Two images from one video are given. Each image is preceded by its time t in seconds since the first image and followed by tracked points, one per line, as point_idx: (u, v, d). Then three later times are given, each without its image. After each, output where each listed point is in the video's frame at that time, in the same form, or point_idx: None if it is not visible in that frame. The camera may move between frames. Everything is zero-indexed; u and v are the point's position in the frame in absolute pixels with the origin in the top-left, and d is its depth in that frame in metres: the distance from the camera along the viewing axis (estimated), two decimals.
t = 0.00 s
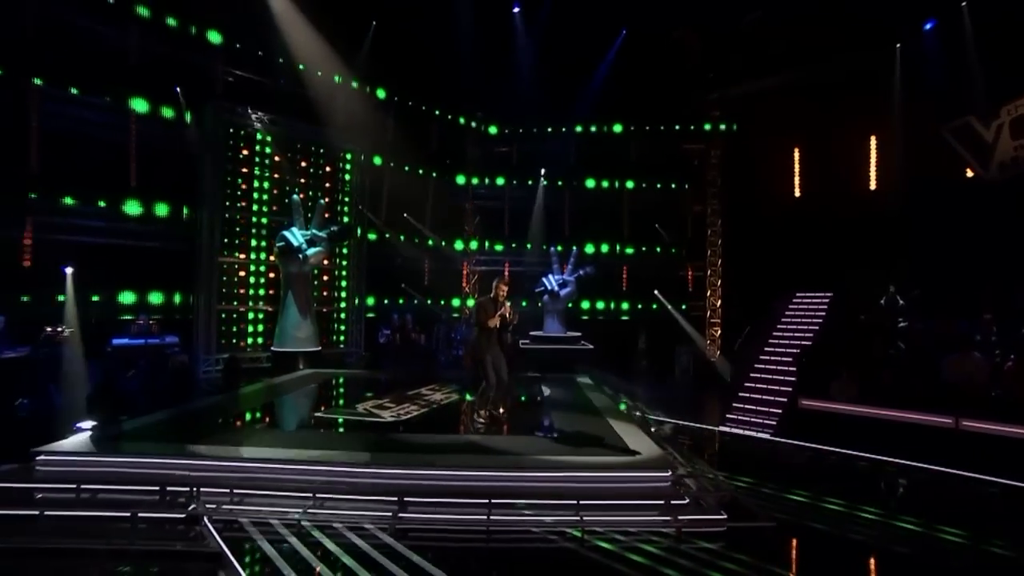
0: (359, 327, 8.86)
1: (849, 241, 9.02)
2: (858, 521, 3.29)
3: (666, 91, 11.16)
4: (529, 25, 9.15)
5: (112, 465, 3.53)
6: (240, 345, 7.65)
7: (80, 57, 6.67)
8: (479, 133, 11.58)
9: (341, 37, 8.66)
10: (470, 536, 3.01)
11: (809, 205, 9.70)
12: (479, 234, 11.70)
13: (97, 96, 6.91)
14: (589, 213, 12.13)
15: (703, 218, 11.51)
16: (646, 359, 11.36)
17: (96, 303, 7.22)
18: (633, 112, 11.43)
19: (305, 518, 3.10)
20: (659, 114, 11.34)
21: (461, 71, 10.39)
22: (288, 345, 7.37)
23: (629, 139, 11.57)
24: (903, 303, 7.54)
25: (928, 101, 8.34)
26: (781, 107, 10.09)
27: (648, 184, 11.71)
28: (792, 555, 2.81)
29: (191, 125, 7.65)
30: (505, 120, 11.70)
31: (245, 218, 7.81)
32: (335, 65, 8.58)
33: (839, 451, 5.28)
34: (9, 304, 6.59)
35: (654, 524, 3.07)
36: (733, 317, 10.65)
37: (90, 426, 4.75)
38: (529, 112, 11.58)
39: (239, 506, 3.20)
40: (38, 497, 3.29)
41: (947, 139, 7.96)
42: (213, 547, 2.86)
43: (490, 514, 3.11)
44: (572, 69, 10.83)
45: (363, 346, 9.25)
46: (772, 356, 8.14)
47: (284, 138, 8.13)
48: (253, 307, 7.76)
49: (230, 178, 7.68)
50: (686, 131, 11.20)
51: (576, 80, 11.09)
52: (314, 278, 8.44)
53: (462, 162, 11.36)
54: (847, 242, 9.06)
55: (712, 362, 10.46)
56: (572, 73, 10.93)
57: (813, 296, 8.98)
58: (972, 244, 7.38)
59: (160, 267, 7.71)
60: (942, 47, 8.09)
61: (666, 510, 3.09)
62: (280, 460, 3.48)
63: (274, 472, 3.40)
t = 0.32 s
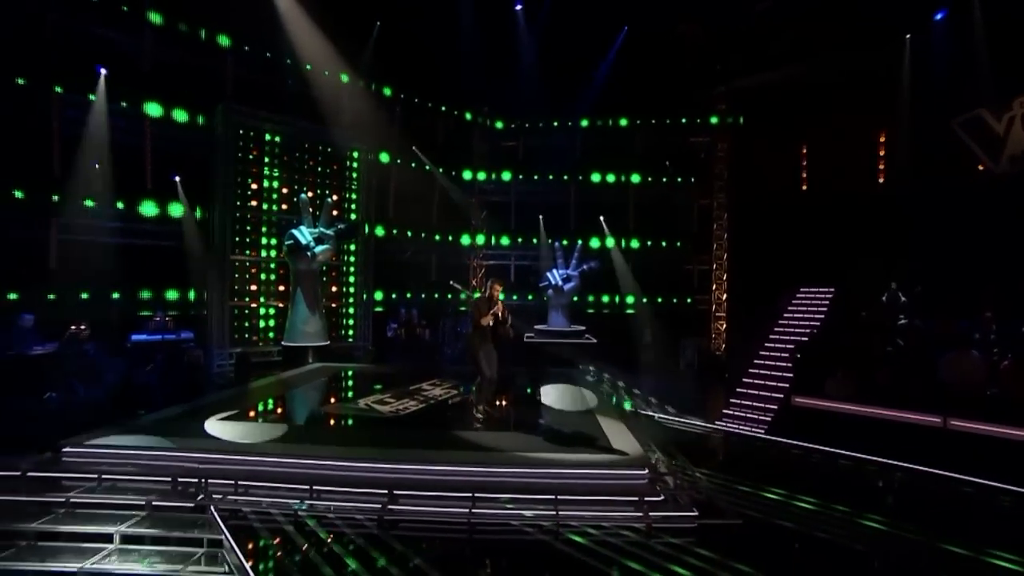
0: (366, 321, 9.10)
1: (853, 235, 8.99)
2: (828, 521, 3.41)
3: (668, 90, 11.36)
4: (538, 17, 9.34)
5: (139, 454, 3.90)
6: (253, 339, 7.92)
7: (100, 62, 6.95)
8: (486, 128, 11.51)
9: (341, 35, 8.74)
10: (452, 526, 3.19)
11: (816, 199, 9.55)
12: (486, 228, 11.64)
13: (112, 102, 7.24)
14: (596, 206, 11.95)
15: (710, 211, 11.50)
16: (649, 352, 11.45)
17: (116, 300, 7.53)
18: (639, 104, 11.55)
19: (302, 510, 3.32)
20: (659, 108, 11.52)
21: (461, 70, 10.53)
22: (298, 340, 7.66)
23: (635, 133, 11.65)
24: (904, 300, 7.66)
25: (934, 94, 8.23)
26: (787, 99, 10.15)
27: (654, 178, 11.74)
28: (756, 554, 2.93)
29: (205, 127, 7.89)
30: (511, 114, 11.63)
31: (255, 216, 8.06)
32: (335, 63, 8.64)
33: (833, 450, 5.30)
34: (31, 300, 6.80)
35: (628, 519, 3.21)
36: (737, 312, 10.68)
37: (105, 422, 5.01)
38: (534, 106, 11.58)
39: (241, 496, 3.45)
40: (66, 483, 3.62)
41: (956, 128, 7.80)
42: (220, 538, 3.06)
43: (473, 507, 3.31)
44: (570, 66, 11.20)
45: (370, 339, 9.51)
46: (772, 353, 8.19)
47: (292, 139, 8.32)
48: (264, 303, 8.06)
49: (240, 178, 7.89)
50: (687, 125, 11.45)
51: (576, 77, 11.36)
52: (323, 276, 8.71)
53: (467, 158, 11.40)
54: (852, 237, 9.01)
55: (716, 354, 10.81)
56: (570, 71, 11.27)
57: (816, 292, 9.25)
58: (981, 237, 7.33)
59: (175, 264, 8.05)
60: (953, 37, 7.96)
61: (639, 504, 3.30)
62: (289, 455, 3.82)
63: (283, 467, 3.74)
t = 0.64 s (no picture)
0: (372, 313, 9.43)
1: (852, 229, 9.01)
2: (792, 515, 3.60)
3: (673, 81, 11.40)
4: (541, 12, 9.44)
5: (158, 443, 4.25)
6: (264, 332, 8.31)
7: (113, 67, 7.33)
8: (490, 122, 11.65)
9: (341, 33, 8.98)
10: (436, 513, 3.46)
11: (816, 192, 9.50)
12: (490, 222, 11.67)
13: (127, 106, 7.52)
14: (598, 200, 12.05)
15: (712, 204, 11.56)
16: (652, 345, 11.61)
17: (135, 297, 7.76)
18: (640, 98, 11.60)
19: (300, 496, 3.62)
20: (668, 101, 11.59)
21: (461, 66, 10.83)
22: (307, 334, 8.01)
23: (638, 127, 11.71)
24: (901, 295, 7.73)
25: (937, 89, 8.18)
26: (788, 90, 9.98)
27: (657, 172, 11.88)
28: (716, 544, 3.16)
29: (213, 129, 8.27)
30: (517, 107, 11.67)
31: (264, 214, 8.36)
32: (340, 62, 9.05)
33: (817, 450, 5.42)
34: (57, 300, 6.93)
35: (598, 509, 3.44)
36: (739, 305, 10.77)
37: (126, 414, 5.37)
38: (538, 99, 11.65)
39: (248, 483, 3.77)
40: (92, 470, 3.96)
41: (959, 121, 7.81)
42: (221, 518, 3.37)
43: (456, 495, 3.58)
44: (569, 66, 11.45)
45: (376, 332, 9.82)
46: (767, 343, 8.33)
47: (298, 139, 8.58)
48: (274, 298, 8.44)
49: (249, 177, 8.20)
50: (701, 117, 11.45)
51: (579, 68, 11.45)
52: (330, 271, 9.00)
53: (470, 153, 11.54)
54: (850, 231, 9.04)
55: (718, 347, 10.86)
56: (570, 71, 11.52)
57: (814, 287, 9.21)
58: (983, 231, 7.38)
59: (190, 261, 8.32)
60: (959, 28, 7.92)
61: (610, 495, 3.50)
62: (293, 447, 4.14)
63: (284, 458, 4.04)
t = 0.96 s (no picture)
0: (373, 305, 9.73)
1: (846, 224, 9.13)
2: (749, 508, 3.82)
3: (671, 76, 11.48)
4: (537, 10, 9.54)
5: (170, 433, 4.61)
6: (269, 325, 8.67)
7: (122, 71, 7.68)
8: (489, 118, 11.85)
9: (340, 31, 9.12)
10: (419, 495, 3.77)
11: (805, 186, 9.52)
12: (489, 216, 11.92)
13: (136, 109, 7.90)
14: (595, 194, 12.20)
15: (709, 199, 11.69)
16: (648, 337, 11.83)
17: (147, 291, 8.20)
18: (638, 93, 11.72)
19: (296, 480, 3.95)
20: (666, 96, 11.67)
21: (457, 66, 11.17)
22: (311, 327, 8.38)
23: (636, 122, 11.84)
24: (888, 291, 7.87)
25: (930, 87, 8.20)
26: (787, 85, 10.13)
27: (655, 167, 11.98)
28: (671, 529, 3.42)
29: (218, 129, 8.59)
30: (515, 103, 11.85)
31: (268, 211, 8.70)
32: (336, 60, 9.15)
33: (792, 443, 5.66)
34: (73, 294, 7.43)
35: (568, 496, 3.74)
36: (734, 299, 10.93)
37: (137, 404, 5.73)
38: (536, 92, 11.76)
39: (250, 469, 4.11)
40: (110, 457, 4.32)
41: (952, 118, 7.85)
42: (225, 500, 3.72)
43: (438, 481, 3.89)
44: (567, 66, 11.56)
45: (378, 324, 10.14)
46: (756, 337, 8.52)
47: (299, 138, 8.84)
48: (278, 293, 8.78)
49: (254, 176, 8.51)
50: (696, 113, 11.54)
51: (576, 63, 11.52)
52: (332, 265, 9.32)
53: (470, 149, 11.74)
54: (843, 227, 9.19)
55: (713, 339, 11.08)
56: (569, 71, 11.63)
57: (805, 283, 9.50)
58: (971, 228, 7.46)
59: (199, 258, 8.69)
60: (953, 25, 7.87)
61: (580, 484, 3.82)
62: (292, 436, 4.48)
63: (283, 447, 4.39)
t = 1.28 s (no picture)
0: (372, 297, 10.08)
1: (830, 220, 9.30)
2: (708, 493, 4.10)
3: (666, 72, 11.63)
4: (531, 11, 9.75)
5: (181, 419, 5.02)
6: (274, 319, 9.04)
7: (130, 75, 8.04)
8: (486, 115, 12.18)
9: (341, 31, 9.40)
10: (403, 477, 4.13)
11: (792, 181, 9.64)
12: (487, 211, 12.35)
13: (145, 112, 8.31)
14: (590, 190, 12.50)
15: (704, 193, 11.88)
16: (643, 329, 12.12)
17: (156, 286, 8.70)
18: (633, 90, 11.90)
19: (292, 464, 4.33)
20: (662, 93, 11.86)
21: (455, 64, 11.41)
22: (313, 321, 8.76)
23: (631, 118, 12.09)
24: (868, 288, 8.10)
25: (920, 85, 8.25)
26: (782, 80, 10.04)
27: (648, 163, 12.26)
28: (630, 511, 3.74)
29: (223, 130, 8.91)
30: (512, 100, 12.21)
31: (271, 209, 9.07)
32: (330, 59, 9.33)
33: (761, 431, 5.94)
34: (89, 291, 8.05)
35: (539, 480, 4.08)
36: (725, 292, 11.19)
37: (148, 394, 6.15)
38: (534, 89, 12.03)
39: (251, 454, 4.49)
40: (126, 441, 4.74)
41: (939, 117, 7.97)
42: (227, 481, 4.08)
43: (420, 466, 4.25)
44: (562, 67, 11.71)
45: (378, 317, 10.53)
46: (742, 331, 8.80)
47: (300, 137, 9.16)
48: (282, 288, 9.16)
49: (258, 175, 8.87)
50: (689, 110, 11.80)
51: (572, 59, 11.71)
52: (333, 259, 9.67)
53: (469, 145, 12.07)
54: (826, 221, 9.36)
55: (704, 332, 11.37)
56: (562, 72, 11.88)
57: (792, 277, 9.39)
58: (953, 227, 7.60)
59: (204, 254, 9.16)
60: (938, 26, 7.99)
61: (551, 470, 4.15)
62: (290, 425, 4.86)
63: (282, 434, 4.76)
